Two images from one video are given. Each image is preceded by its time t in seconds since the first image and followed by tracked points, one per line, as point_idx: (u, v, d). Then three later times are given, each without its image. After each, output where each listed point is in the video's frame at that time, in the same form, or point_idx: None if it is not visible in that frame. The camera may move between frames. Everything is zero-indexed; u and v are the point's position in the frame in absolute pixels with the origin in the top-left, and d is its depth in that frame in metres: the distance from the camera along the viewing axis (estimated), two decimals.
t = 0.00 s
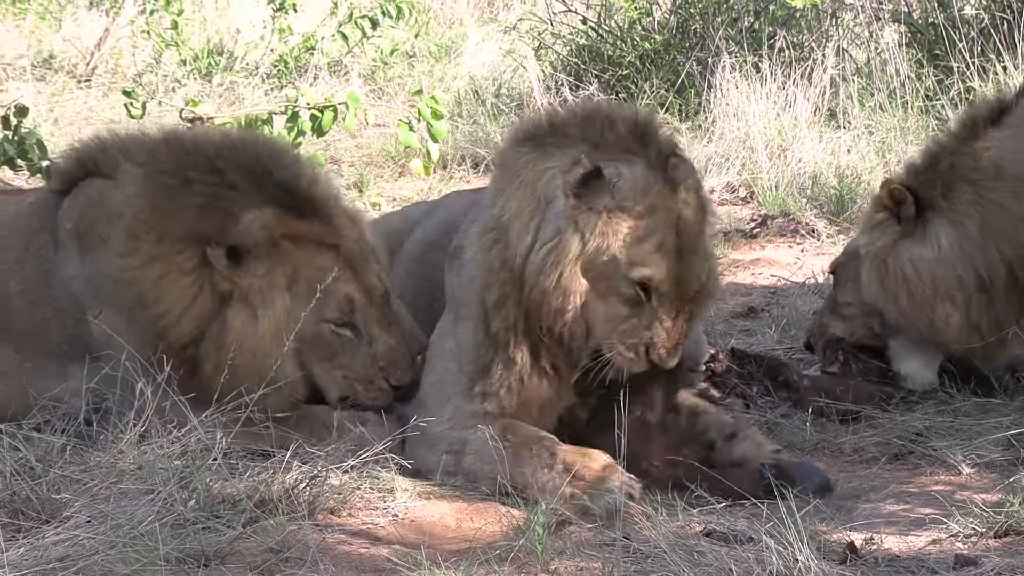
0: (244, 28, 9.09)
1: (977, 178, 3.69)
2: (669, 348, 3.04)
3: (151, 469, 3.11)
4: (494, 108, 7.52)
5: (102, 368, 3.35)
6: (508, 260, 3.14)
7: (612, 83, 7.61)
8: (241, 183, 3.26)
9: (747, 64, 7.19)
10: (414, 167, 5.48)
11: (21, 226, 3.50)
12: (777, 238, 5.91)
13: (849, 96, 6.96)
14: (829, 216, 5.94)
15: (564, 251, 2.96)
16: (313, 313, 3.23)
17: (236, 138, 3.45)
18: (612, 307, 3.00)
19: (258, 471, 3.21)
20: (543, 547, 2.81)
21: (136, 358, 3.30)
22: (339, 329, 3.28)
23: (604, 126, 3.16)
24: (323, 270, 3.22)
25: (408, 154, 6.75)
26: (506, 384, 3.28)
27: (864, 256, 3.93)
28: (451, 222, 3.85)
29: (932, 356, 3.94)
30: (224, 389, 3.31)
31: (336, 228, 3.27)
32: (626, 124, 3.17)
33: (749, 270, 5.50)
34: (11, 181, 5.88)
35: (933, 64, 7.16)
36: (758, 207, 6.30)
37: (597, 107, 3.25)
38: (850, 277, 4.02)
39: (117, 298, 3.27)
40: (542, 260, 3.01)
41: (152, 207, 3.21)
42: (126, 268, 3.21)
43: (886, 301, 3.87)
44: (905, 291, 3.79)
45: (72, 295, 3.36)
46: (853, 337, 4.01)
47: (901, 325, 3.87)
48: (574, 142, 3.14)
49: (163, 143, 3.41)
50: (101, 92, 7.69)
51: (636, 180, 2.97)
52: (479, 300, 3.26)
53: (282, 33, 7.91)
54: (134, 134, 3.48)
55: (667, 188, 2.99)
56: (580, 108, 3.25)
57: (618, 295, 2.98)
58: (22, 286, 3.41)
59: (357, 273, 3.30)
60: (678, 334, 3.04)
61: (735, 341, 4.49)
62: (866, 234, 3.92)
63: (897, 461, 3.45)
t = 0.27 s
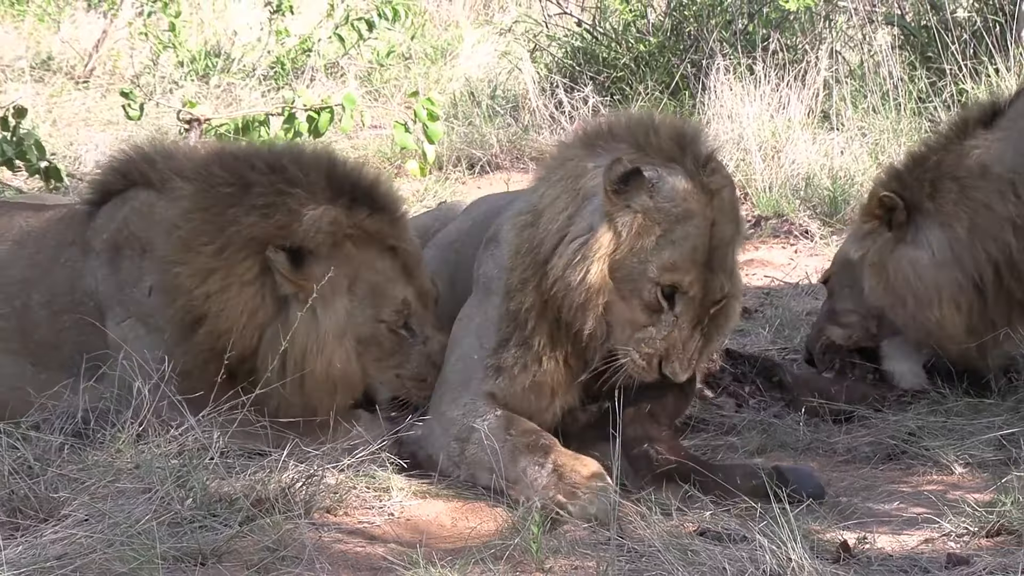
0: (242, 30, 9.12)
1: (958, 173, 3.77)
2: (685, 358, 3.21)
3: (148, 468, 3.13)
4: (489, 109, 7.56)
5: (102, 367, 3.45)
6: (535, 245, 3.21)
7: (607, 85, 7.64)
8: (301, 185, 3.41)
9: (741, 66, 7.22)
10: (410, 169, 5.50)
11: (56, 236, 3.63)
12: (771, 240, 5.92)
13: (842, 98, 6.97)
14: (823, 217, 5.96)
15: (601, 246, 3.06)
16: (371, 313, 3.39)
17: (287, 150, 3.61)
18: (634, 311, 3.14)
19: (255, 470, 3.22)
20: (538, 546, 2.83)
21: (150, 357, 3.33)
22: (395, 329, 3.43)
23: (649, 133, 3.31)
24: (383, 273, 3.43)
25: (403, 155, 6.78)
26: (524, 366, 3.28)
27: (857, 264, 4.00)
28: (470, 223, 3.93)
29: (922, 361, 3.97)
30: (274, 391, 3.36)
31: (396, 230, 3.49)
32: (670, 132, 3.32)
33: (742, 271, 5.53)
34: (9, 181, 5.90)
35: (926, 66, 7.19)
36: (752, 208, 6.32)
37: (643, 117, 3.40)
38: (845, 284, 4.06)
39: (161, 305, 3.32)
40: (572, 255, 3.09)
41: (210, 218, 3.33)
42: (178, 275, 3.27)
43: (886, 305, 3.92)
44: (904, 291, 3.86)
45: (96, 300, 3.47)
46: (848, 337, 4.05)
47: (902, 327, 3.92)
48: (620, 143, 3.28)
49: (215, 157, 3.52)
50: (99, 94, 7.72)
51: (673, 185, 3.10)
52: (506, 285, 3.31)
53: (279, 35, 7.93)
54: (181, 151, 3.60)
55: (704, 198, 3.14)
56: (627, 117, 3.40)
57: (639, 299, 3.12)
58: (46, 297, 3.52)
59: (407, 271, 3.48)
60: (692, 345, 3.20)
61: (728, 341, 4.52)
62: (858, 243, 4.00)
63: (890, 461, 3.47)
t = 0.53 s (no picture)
0: (241, 32, 9.13)
1: (1013, 71, 3.62)
2: (690, 370, 3.26)
3: (146, 468, 3.14)
4: (487, 110, 7.57)
5: (100, 367, 3.48)
6: (540, 258, 3.18)
7: (604, 86, 7.64)
8: (302, 187, 3.42)
9: (738, 68, 7.24)
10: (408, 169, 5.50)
11: (62, 239, 3.65)
12: (768, 241, 5.94)
13: (839, 100, 6.97)
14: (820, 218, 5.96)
15: (609, 265, 3.08)
16: (371, 314, 3.41)
17: (289, 150, 3.61)
18: (639, 326, 3.18)
19: (253, 469, 3.23)
20: (535, 547, 2.83)
21: (154, 357, 3.37)
22: (397, 329, 3.44)
23: (648, 144, 3.32)
24: (383, 273, 3.45)
25: (401, 155, 6.79)
26: (548, 378, 3.26)
27: (900, 140, 3.78)
28: (470, 218, 3.89)
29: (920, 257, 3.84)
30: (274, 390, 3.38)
31: (396, 232, 3.50)
32: (671, 146, 3.33)
33: (739, 273, 5.54)
34: (9, 182, 5.91)
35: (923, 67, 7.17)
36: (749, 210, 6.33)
37: (641, 128, 3.40)
38: (878, 163, 3.86)
39: (165, 306, 3.35)
40: (583, 273, 3.08)
41: (212, 216, 3.35)
42: (183, 275, 3.31)
43: (915, 198, 3.74)
44: (942, 186, 3.69)
45: (102, 301, 3.49)
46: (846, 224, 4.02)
47: (920, 225, 3.76)
48: (618, 155, 3.28)
49: (218, 158, 3.53)
50: (98, 95, 7.73)
51: (677, 199, 3.14)
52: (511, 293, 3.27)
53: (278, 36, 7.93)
54: (188, 151, 3.63)
55: (708, 211, 3.18)
56: (624, 126, 3.39)
57: (647, 314, 3.15)
58: (51, 299, 3.55)
59: (409, 273, 3.50)
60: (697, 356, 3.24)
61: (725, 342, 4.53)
62: (903, 128, 3.77)
63: (886, 461, 3.48)
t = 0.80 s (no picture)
0: (241, 33, 9.13)
1: None
2: (685, 368, 3.24)
3: (146, 468, 3.14)
4: (487, 112, 7.57)
5: (100, 368, 3.48)
6: (536, 257, 3.19)
7: (604, 87, 7.62)
8: (302, 187, 3.42)
9: (738, 69, 7.25)
10: (408, 169, 5.50)
11: (61, 242, 3.65)
12: (767, 242, 5.95)
13: (839, 102, 6.95)
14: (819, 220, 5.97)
15: (605, 260, 3.09)
16: (374, 310, 3.41)
17: (289, 151, 3.62)
18: (635, 323, 3.17)
19: (252, 469, 3.23)
20: (534, 548, 2.83)
21: (155, 358, 3.37)
22: (399, 326, 3.44)
23: (642, 139, 3.32)
24: (385, 270, 3.44)
25: (401, 156, 6.79)
26: (536, 389, 3.30)
27: (919, 103, 3.86)
28: (465, 219, 3.91)
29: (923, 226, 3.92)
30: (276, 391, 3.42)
31: (399, 227, 3.49)
32: (664, 142, 3.34)
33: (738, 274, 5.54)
34: (9, 182, 5.91)
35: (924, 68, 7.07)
36: (748, 211, 6.33)
37: (633, 124, 3.40)
38: (893, 123, 3.91)
39: (168, 309, 3.36)
40: (579, 268, 3.10)
41: (214, 218, 3.36)
42: (186, 277, 3.32)
43: (934, 158, 3.83)
44: (961, 143, 3.79)
45: (103, 303, 3.49)
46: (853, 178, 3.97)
47: (936, 188, 3.85)
48: (611, 150, 3.28)
49: (219, 160, 3.54)
50: (98, 95, 7.73)
51: (674, 195, 3.14)
52: (505, 297, 3.29)
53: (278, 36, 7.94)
54: (187, 155, 3.65)
55: (704, 205, 3.18)
56: (616, 123, 3.39)
57: (643, 310, 3.14)
58: (51, 302, 3.54)
59: (413, 270, 3.49)
60: (693, 353, 3.24)
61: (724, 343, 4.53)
62: (923, 86, 3.85)
63: (884, 462, 3.48)
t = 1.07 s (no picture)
0: (241, 34, 9.13)
1: None
2: (693, 371, 3.23)
3: (146, 470, 3.14)
4: (487, 114, 7.56)
5: (100, 370, 3.48)
6: (543, 261, 3.20)
7: (605, 89, 7.61)
8: (305, 191, 3.43)
9: (738, 72, 7.26)
10: (408, 172, 5.50)
11: (62, 248, 3.64)
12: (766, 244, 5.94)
13: (838, 105, 6.96)
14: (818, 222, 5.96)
15: (614, 262, 3.09)
16: (375, 314, 3.41)
17: (292, 154, 3.62)
18: (644, 324, 3.18)
19: (252, 471, 3.23)
20: (534, 550, 2.83)
21: (156, 364, 3.37)
22: (400, 331, 3.44)
23: (648, 139, 3.32)
24: (387, 273, 3.44)
25: (402, 159, 6.79)
26: (543, 395, 3.30)
27: (923, 75, 4.07)
28: (463, 221, 3.92)
29: (925, 196, 4.12)
30: (278, 395, 3.43)
31: (401, 229, 3.49)
32: (670, 142, 3.34)
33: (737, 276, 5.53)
34: (9, 184, 5.92)
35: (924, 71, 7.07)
36: (748, 213, 6.33)
37: (636, 125, 3.40)
38: (899, 93, 4.14)
39: (170, 316, 3.36)
40: (590, 273, 3.09)
41: (219, 226, 3.36)
42: (190, 285, 3.32)
43: (934, 130, 4.03)
44: (960, 114, 3.95)
45: (105, 310, 3.49)
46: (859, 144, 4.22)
47: (936, 158, 4.06)
48: (616, 152, 3.27)
49: (222, 165, 3.55)
50: (98, 97, 7.74)
51: (684, 193, 3.15)
52: (511, 303, 3.30)
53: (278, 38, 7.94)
54: (189, 160, 3.66)
55: (713, 206, 3.19)
56: (619, 124, 3.39)
57: (652, 311, 3.15)
58: (52, 309, 3.54)
59: (414, 274, 3.49)
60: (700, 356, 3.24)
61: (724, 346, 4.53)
62: (927, 60, 4.05)
63: (884, 465, 3.48)
